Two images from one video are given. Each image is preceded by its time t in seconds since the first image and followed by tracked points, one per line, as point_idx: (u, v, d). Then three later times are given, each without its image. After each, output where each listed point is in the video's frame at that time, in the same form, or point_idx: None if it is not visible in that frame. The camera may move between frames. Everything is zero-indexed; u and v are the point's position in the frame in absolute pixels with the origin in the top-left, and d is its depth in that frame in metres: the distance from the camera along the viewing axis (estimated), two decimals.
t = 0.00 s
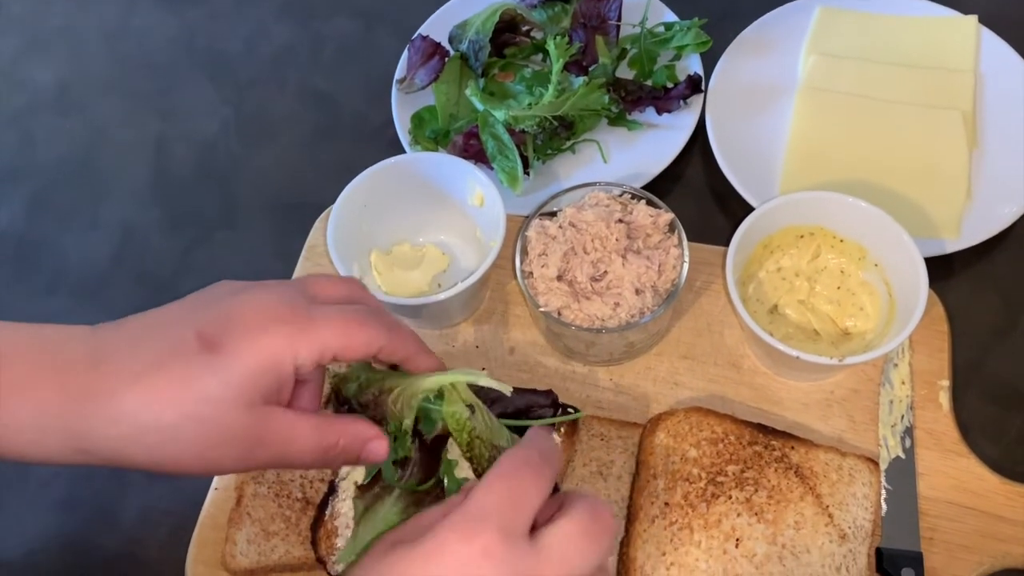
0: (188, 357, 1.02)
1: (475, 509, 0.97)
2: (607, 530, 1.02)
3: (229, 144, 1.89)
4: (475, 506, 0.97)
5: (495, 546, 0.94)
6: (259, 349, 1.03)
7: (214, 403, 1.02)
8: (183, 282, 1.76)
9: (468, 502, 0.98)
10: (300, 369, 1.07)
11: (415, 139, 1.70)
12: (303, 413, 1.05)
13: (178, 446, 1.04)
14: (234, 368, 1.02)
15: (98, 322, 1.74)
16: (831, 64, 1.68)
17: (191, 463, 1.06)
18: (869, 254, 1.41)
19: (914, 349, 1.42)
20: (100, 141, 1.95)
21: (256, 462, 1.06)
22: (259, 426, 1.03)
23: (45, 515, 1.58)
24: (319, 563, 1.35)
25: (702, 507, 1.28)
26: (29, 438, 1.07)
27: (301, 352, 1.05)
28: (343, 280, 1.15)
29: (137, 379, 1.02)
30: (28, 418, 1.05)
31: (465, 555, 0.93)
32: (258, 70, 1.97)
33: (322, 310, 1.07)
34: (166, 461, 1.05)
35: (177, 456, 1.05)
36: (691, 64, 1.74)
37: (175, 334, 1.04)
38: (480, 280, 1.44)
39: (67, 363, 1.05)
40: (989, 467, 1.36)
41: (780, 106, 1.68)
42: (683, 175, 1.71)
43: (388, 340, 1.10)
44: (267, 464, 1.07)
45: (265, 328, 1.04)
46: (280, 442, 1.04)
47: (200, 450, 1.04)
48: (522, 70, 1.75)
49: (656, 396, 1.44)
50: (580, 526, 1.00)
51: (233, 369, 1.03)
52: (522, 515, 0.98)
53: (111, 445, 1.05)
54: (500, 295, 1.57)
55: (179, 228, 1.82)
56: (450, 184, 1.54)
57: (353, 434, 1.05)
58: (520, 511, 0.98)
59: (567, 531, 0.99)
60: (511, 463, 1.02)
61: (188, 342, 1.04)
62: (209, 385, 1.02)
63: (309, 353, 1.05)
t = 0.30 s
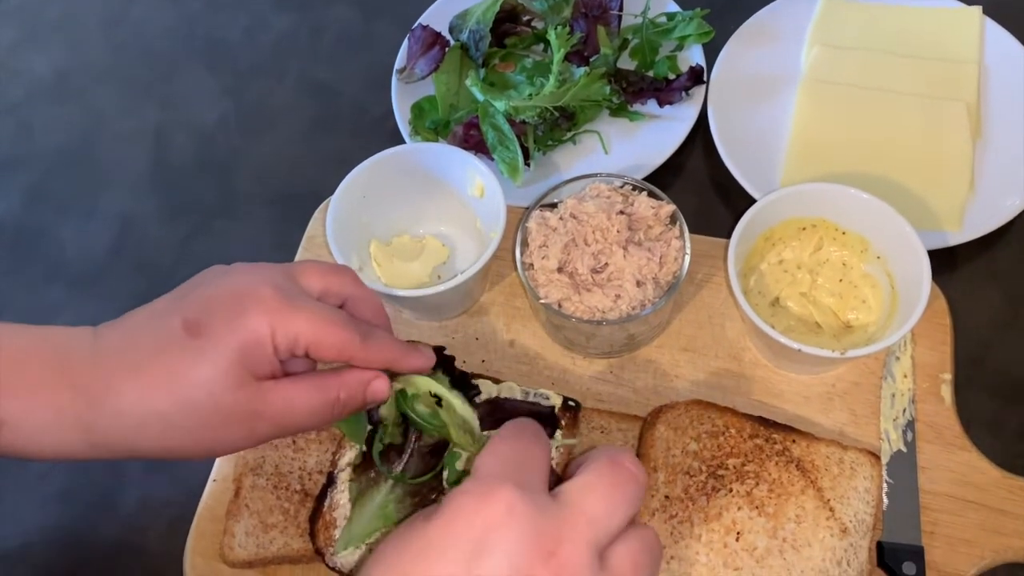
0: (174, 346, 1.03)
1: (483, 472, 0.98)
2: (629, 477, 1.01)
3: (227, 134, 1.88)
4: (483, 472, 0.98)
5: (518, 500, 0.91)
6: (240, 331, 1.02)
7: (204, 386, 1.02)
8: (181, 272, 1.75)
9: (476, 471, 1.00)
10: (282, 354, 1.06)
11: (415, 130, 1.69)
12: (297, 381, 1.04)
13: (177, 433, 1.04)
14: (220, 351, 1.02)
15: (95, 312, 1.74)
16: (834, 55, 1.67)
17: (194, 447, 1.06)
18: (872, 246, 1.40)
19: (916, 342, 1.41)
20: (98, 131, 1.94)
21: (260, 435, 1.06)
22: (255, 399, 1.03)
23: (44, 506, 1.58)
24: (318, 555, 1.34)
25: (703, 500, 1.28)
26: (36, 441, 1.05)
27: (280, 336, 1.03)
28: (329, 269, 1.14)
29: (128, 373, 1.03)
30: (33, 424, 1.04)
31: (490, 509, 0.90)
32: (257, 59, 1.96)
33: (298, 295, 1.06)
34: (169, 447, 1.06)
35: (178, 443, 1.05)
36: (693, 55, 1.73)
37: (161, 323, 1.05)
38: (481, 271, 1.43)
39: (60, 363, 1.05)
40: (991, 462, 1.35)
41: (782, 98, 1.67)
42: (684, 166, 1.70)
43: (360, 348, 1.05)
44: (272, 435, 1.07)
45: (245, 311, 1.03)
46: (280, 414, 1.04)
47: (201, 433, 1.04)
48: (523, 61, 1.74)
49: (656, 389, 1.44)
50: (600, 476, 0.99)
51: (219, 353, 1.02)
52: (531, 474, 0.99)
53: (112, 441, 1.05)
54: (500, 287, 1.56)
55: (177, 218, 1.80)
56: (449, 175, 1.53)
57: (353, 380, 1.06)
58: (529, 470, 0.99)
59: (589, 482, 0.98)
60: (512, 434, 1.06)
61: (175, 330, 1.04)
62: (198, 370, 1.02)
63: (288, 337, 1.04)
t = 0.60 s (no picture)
0: (199, 361, 1.00)
1: (483, 496, 1.01)
2: (620, 496, 1.05)
3: (238, 124, 1.87)
4: (482, 495, 1.01)
5: (518, 522, 0.96)
6: (268, 345, 1.00)
7: (230, 403, 0.99)
8: (191, 265, 1.74)
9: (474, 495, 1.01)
10: (314, 365, 1.03)
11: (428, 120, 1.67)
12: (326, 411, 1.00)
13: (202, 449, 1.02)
14: (246, 366, 1.00)
15: (106, 305, 1.72)
16: (852, 45, 1.65)
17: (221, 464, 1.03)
18: (892, 238, 1.38)
19: (935, 335, 1.40)
20: (108, 122, 1.93)
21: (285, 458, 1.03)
22: (281, 421, 1.00)
23: (56, 499, 1.57)
24: (333, 549, 1.33)
25: (722, 494, 1.26)
26: (64, 447, 1.05)
27: (308, 350, 1.00)
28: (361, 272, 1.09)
29: (151, 384, 1.01)
30: (60, 429, 1.03)
31: (492, 534, 0.95)
32: (267, 50, 1.94)
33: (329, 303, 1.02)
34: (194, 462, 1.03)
35: (203, 458, 1.03)
36: (708, 45, 1.72)
37: (186, 336, 1.02)
38: (496, 263, 1.41)
39: (87, 368, 1.03)
40: (1012, 455, 1.34)
41: (800, 89, 1.65)
42: (700, 157, 1.69)
43: (396, 342, 1.02)
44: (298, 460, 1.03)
45: (271, 328, 1.00)
46: (307, 441, 1.00)
47: (226, 451, 1.01)
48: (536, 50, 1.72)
49: (673, 382, 1.42)
50: (593, 495, 1.03)
51: (245, 368, 1.00)
52: (529, 496, 1.02)
53: (140, 451, 1.03)
54: (515, 278, 1.54)
55: (188, 210, 1.79)
56: (464, 166, 1.51)
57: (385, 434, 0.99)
58: (527, 492, 1.02)
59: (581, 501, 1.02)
60: (503, 459, 1.08)
61: (200, 343, 1.02)
62: (223, 389, 0.99)
63: (317, 350, 1.00)
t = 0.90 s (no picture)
0: (186, 338, 1.02)
1: (550, 561, 0.99)
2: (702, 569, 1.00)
3: (237, 127, 1.88)
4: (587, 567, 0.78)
5: None
6: (253, 321, 1.04)
7: (217, 375, 1.00)
8: (190, 266, 1.76)
9: (539, 556, 1.00)
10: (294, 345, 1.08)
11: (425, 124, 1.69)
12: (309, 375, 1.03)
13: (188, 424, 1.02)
14: (231, 339, 1.02)
15: (106, 307, 1.74)
16: (846, 48, 1.66)
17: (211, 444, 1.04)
18: (882, 240, 1.40)
19: (925, 336, 1.41)
20: (108, 124, 1.95)
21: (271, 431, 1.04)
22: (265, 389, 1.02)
23: (57, 497, 1.59)
24: (329, 548, 1.35)
25: (712, 494, 1.28)
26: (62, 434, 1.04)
27: (289, 325, 1.05)
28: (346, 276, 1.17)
29: (140, 365, 1.01)
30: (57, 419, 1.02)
31: None
32: (266, 52, 1.96)
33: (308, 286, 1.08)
34: (183, 441, 1.03)
35: (188, 436, 1.03)
36: (702, 48, 1.73)
37: (173, 318, 1.04)
38: (489, 266, 1.42)
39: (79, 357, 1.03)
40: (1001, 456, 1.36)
41: (793, 92, 1.66)
42: (694, 160, 1.71)
43: (373, 335, 1.08)
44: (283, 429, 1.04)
45: (255, 305, 1.04)
46: (290, 404, 1.02)
47: (214, 426, 1.02)
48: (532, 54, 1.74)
49: (666, 383, 1.44)
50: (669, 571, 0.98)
51: (230, 341, 1.02)
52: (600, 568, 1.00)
53: (131, 431, 1.02)
54: (510, 280, 1.56)
55: (188, 211, 1.81)
56: (459, 168, 1.53)
57: (367, 380, 1.04)
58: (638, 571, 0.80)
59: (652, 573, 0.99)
60: (570, 512, 1.07)
61: (185, 323, 1.04)
62: (211, 362, 1.01)
63: (298, 326, 1.06)
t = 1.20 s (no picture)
0: (169, 310, 1.05)
1: None
2: (580, 492, 1.06)
3: (242, 124, 1.89)
4: None
5: None
6: (231, 287, 1.04)
7: (200, 341, 1.03)
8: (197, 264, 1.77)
9: None
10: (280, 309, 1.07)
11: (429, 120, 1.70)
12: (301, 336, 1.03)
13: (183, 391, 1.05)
14: (214, 306, 1.04)
15: (114, 305, 1.75)
16: (849, 42, 1.66)
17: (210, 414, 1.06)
18: (886, 234, 1.40)
19: (929, 329, 1.42)
20: (114, 122, 1.96)
21: (269, 394, 1.04)
22: (254, 352, 1.02)
23: (65, 494, 1.60)
24: (336, 542, 1.35)
25: (718, 487, 1.28)
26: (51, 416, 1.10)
27: (267, 290, 1.05)
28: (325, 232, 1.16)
29: (126, 340, 1.06)
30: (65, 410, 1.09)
31: None
32: (270, 50, 1.97)
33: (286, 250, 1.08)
34: (175, 411, 1.06)
35: (184, 404, 1.05)
36: (705, 44, 1.73)
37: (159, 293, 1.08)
38: (493, 262, 1.42)
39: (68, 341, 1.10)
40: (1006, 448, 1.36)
41: (797, 87, 1.66)
42: (698, 155, 1.71)
43: (357, 296, 1.05)
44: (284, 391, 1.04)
45: (231, 269, 1.05)
46: (283, 367, 1.02)
47: (205, 393, 1.04)
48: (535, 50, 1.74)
49: (670, 376, 1.44)
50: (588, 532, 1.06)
51: (213, 308, 1.04)
52: None
53: (115, 407, 1.07)
54: (515, 275, 1.57)
55: (194, 209, 1.82)
56: (463, 163, 1.53)
57: (356, 348, 1.02)
58: None
59: (547, 500, 1.03)
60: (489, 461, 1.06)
61: (168, 295, 1.07)
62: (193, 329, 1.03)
63: (277, 290, 1.05)
